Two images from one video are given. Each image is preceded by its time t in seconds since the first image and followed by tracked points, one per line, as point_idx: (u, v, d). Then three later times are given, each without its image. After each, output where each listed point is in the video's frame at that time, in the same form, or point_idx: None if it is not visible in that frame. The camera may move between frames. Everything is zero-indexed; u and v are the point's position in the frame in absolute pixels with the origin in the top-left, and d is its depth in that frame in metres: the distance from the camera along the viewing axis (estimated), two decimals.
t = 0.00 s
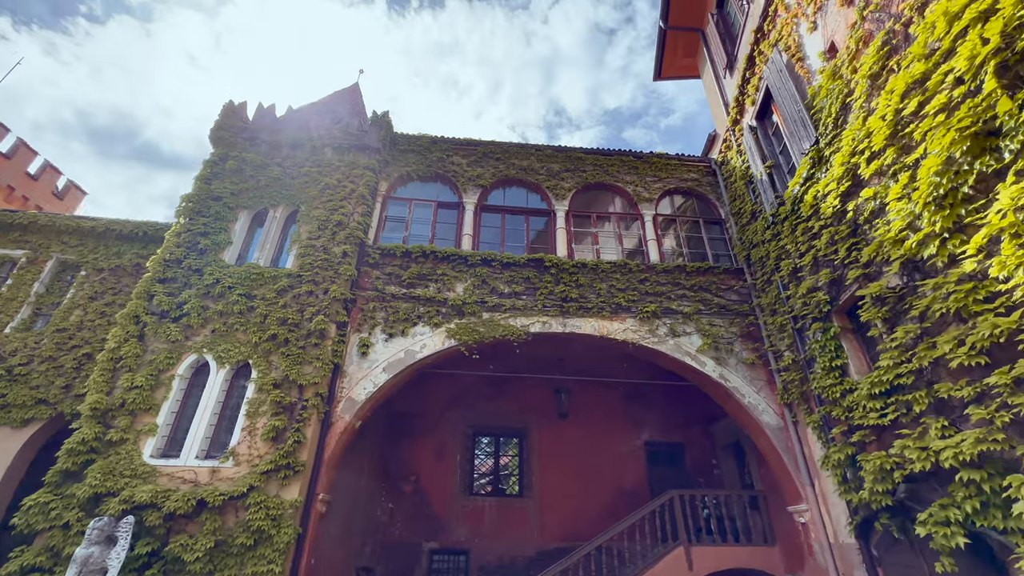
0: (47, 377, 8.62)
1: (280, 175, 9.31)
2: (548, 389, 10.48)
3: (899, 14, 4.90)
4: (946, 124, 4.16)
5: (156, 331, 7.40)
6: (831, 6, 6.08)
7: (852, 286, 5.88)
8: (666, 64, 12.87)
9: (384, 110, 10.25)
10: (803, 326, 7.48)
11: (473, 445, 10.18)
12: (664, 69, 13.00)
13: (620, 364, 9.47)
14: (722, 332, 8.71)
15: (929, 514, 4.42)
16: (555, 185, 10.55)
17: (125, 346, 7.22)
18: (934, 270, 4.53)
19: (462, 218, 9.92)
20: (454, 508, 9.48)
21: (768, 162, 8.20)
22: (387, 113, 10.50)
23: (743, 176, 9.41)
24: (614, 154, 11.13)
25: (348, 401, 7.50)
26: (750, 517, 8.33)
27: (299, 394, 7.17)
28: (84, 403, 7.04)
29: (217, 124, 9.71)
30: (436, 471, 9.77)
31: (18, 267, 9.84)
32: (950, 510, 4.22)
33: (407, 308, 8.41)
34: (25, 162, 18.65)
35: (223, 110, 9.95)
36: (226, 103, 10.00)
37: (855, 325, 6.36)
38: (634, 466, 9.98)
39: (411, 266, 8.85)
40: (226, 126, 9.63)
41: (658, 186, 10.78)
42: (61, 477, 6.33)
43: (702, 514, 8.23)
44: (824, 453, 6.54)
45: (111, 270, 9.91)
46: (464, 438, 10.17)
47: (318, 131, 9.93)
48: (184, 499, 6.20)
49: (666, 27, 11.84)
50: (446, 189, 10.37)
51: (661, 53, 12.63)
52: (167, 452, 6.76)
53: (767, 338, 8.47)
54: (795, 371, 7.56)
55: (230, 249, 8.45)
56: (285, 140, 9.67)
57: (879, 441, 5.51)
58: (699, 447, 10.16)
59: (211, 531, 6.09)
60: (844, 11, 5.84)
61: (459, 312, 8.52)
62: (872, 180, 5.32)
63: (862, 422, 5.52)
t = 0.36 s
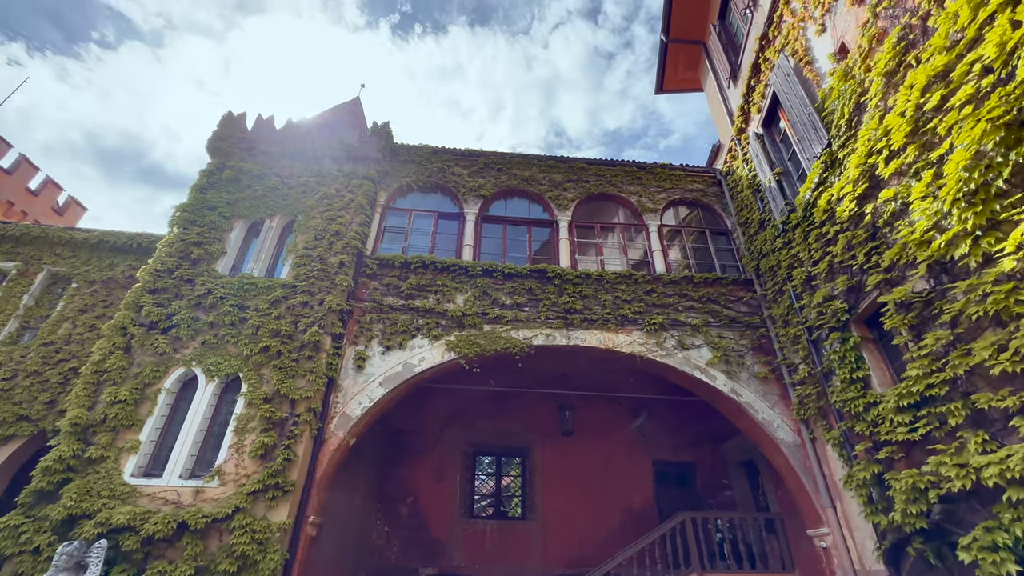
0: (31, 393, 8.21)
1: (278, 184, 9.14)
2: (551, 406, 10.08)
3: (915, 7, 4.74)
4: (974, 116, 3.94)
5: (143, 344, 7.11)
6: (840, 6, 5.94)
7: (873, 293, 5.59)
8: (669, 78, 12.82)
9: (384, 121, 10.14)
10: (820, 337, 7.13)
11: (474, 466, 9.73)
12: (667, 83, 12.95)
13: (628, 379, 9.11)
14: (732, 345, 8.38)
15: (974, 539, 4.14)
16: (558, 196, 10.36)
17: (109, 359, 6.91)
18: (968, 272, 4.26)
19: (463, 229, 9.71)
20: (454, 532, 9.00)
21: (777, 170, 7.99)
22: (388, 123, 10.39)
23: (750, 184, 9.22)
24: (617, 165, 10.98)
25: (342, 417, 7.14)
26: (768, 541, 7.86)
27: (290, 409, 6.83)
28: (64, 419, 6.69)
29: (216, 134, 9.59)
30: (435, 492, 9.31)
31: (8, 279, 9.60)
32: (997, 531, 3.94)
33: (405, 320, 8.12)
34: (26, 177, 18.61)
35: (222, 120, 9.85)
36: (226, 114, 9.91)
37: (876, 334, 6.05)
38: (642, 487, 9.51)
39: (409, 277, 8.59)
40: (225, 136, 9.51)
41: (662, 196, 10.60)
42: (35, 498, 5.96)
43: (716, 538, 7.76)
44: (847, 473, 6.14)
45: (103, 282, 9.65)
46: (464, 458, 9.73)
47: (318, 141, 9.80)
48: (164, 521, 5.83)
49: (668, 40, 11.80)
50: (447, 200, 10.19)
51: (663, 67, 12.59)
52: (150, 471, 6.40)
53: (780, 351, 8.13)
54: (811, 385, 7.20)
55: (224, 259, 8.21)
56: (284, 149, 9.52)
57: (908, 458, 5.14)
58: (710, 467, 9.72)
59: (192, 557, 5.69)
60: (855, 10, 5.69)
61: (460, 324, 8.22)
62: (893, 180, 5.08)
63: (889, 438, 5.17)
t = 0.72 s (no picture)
0: (13, 408, 7.80)
1: (275, 194, 8.99)
2: (555, 422, 9.72)
3: (928, 4, 4.62)
4: (1000, 108, 3.78)
5: (130, 355, 6.84)
6: (848, 8, 5.85)
7: (892, 299, 5.34)
8: (669, 91, 12.71)
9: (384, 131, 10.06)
10: (835, 348, 6.82)
11: (475, 485, 9.32)
12: (668, 95, 12.81)
13: (634, 392, 8.78)
14: (742, 358, 8.08)
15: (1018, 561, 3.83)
16: (560, 206, 10.20)
17: (95, 371, 6.64)
18: (1000, 273, 4.05)
19: (463, 239, 9.52)
20: (453, 556, 8.56)
21: (784, 177, 7.81)
22: (388, 134, 10.31)
23: (756, 194, 9.05)
24: (620, 176, 10.86)
25: (337, 432, 6.82)
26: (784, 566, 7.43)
27: (282, 424, 6.52)
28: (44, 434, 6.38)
29: (214, 144, 9.49)
30: (433, 513, 8.89)
31: None
32: None
33: (404, 332, 7.86)
34: (27, 193, 18.57)
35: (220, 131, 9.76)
36: (225, 124, 9.83)
37: (896, 343, 5.77)
38: (651, 508, 9.10)
39: (408, 287, 8.36)
40: (223, 146, 9.41)
41: (666, 207, 10.44)
42: (8, 518, 5.62)
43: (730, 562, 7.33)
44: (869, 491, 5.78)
45: (95, 294, 9.42)
46: (464, 477, 9.33)
47: (317, 152, 9.70)
48: (144, 543, 5.49)
49: (669, 53, 11.79)
50: (447, 210, 10.03)
51: (664, 80, 12.51)
52: (131, 490, 6.06)
53: (792, 364, 7.83)
54: (827, 398, 6.88)
55: (218, 269, 8.00)
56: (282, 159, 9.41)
57: (937, 475, 4.85)
58: (720, 487, 9.33)
59: None
60: (863, 11, 5.59)
61: (460, 335, 7.96)
62: (910, 181, 4.90)
63: (916, 452, 4.86)
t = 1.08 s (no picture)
0: None
1: (272, 205, 8.83)
2: (557, 440, 9.34)
3: None
4: None
5: (114, 367, 6.54)
6: (854, 11, 5.77)
7: (913, 305, 5.08)
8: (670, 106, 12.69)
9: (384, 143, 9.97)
10: (851, 360, 6.50)
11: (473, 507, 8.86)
12: (669, 110, 12.79)
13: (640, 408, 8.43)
14: (752, 372, 7.76)
15: None
16: (562, 218, 10.04)
17: (76, 384, 6.33)
18: None
19: (463, 251, 9.32)
20: None
21: (791, 185, 7.64)
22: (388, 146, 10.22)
23: (762, 204, 8.88)
24: (622, 188, 10.72)
25: (328, 449, 6.47)
26: None
27: (270, 440, 6.18)
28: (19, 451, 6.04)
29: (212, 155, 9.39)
30: (429, 537, 8.41)
31: None
32: None
33: (400, 344, 7.58)
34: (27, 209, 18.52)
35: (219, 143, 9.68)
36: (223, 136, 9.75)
37: (917, 354, 5.48)
38: (659, 532, 8.63)
39: (405, 299, 8.12)
40: (220, 157, 9.30)
41: (669, 219, 10.26)
42: None
43: None
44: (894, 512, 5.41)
45: (85, 306, 9.15)
46: (463, 498, 8.88)
47: (316, 163, 9.59)
48: (117, 569, 5.11)
49: (669, 68, 11.80)
50: (447, 222, 9.84)
51: (664, 94, 12.51)
52: (108, 511, 5.70)
53: (804, 378, 7.51)
54: (844, 413, 6.54)
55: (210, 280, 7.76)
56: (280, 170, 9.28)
57: (971, 493, 4.51)
58: (731, 510, 8.90)
59: None
60: (870, 13, 5.50)
61: (458, 348, 7.68)
62: (928, 181, 4.71)
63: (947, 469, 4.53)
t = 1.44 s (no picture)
0: None
1: (268, 214, 8.67)
2: (559, 458, 8.94)
3: None
4: None
5: (96, 379, 6.24)
6: (859, 13, 5.70)
7: (935, 309, 4.83)
8: (670, 120, 12.67)
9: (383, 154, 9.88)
10: (868, 371, 6.20)
11: (471, 529, 8.41)
12: (669, 125, 12.77)
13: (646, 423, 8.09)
14: (763, 386, 7.44)
15: None
16: (563, 229, 9.86)
17: (55, 396, 6.03)
18: None
19: (462, 262, 9.11)
20: None
21: (797, 192, 7.46)
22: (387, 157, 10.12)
23: (768, 214, 8.70)
24: (624, 199, 10.58)
25: (318, 466, 6.12)
26: None
27: (257, 456, 5.85)
28: None
29: (209, 165, 9.28)
30: (424, 562, 7.94)
31: None
32: None
33: (396, 356, 7.29)
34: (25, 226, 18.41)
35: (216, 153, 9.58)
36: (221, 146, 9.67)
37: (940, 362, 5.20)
38: (667, 557, 8.18)
39: (402, 310, 7.87)
40: (217, 167, 9.19)
41: (672, 230, 10.09)
42: None
43: None
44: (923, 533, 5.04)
45: (73, 318, 8.85)
46: (461, 520, 8.45)
47: (313, 173, 9.47)
48: None
49: (669, 82, 11.80)
50: (446, 233, 9.66)
51: (664, 109, 12.50)
52: (79, 532, 5.34)
53: (818, 392, 7.19)
54: (862, 427, 6.21)
55: (201, 289, 7.53)
56: (277, 180, 9.16)
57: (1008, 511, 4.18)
58: (742, 533, 8.48)
59: None
60: (877, 13, 5.41)
61: (457, 360, 7.38)
62: (947, 178, 4.52)
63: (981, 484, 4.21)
